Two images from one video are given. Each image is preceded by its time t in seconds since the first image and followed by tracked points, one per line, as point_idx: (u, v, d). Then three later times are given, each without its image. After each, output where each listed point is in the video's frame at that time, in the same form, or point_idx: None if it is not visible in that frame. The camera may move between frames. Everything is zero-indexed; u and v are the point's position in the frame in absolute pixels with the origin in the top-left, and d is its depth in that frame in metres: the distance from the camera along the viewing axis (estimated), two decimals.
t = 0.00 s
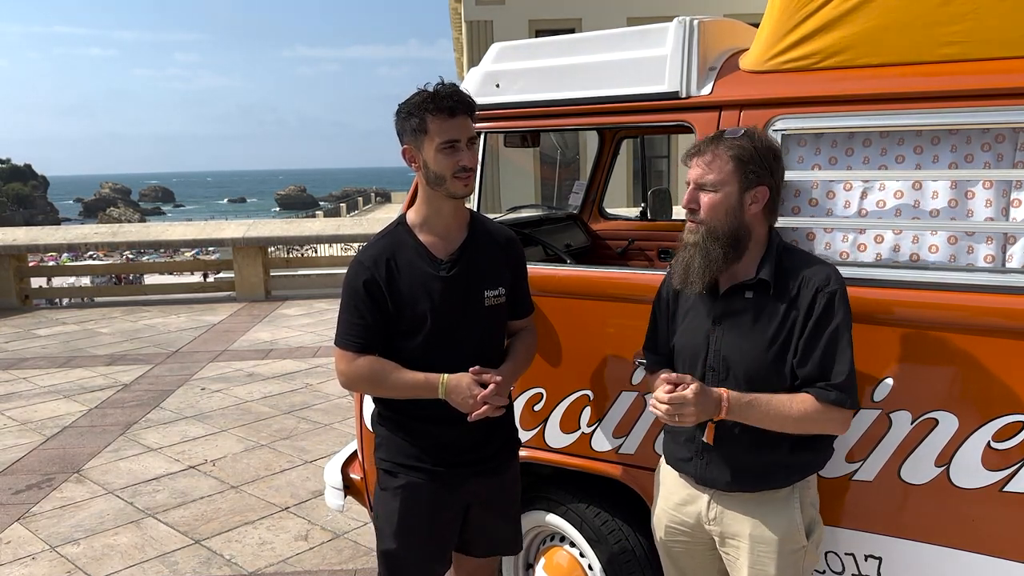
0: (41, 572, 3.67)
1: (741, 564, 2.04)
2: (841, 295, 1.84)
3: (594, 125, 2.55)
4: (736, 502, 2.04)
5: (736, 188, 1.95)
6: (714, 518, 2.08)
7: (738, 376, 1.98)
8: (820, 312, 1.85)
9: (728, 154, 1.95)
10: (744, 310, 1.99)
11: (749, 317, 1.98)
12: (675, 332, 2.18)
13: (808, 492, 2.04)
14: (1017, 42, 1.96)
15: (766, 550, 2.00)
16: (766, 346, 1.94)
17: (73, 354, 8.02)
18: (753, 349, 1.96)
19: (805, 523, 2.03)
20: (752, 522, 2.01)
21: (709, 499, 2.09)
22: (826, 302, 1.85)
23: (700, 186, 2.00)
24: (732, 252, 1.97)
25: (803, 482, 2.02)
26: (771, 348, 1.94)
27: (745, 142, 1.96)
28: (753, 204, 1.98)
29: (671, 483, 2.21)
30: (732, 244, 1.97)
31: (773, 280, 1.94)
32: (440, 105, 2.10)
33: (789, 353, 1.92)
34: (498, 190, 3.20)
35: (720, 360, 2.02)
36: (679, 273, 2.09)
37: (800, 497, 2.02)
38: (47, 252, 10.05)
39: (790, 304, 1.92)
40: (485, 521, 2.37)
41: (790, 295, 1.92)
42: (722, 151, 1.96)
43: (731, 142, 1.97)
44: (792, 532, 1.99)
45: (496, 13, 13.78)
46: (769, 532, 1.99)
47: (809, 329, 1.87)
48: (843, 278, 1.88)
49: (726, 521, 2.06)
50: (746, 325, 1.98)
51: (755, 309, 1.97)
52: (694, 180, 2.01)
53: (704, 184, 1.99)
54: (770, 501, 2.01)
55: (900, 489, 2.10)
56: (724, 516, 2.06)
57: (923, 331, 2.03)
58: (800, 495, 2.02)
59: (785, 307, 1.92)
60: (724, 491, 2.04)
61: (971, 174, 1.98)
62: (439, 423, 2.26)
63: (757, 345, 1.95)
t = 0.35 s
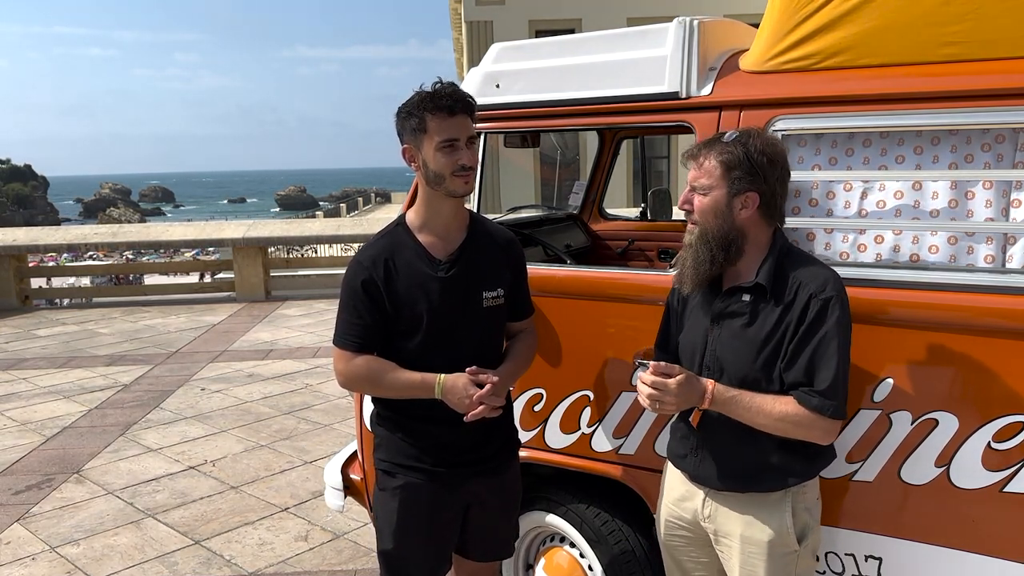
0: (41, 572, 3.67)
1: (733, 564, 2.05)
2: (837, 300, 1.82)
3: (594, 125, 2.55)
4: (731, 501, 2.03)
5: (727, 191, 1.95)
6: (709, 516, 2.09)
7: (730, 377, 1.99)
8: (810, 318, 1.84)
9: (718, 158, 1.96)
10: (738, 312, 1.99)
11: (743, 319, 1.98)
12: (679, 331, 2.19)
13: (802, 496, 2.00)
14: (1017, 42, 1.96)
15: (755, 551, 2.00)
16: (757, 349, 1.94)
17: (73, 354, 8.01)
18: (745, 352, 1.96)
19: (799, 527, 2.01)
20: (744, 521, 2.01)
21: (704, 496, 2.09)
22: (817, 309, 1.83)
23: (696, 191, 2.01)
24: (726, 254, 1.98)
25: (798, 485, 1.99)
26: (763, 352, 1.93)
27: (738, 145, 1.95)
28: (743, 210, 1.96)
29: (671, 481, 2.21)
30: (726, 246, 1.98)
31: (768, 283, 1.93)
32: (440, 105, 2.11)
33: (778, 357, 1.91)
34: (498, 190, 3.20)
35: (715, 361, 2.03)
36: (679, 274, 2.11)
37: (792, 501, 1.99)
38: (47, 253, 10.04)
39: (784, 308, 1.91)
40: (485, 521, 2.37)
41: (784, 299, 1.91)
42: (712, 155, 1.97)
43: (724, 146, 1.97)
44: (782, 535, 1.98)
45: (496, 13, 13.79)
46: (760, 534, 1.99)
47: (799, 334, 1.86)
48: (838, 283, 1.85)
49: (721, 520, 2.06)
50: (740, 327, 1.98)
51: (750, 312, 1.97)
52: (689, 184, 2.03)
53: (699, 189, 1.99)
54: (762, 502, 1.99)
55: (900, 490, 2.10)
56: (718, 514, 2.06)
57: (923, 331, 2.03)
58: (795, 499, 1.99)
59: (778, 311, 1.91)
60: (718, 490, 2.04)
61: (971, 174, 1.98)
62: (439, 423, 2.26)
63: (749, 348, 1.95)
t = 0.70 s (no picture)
0: (40, 573, 3.67)
1: (732, 563, 2.05)
2: (837, 304, 1.82)
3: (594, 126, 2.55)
4: (731, 502, 2.03)
5: (733, 193, 1.95)
6: (709, 516, 2.09)
7: (730, 379, 2.00)
8: (811, 321, 1.83)
9: (722, 160, 1.95)
10: (741, 314, 1.99)
11: (746, 321, 1.98)
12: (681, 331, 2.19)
13: (803, 499, 1.98)
14: (1017, 42, 1.96)
15: (754, 552, 1.99)
16: (758, 351, 1.94)
17: (73, 354, 8.01)
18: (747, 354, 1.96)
19: (798, 529, 1.99)
20: (744, 522, 2.01)
21: (704, 496, 2.10)
22: (818, 312, 1.83)
23: (698, 194, 2.00)
24: (733, 257, 1.97)
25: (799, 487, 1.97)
26: (764, 354, 1.93)
27: (741, 148, 1.94)
28: (752, 210, 1.96)
29: (671, 480, 2.21)
30: (732, 249, 1.97)
31: (769, 286, 1.93)
32: (444, 106, 2.10)
33: (779, 360, 1.91)
34: (498, 190, 3.20)
35: (716, 361, 2.04)
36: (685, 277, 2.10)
37: (791, 503, 1.97)
38: (47, 253, 10.03)
39: (785, 310, 1.90)
40: (485, 521, 2.37)
41: (786, 302, 1.91)
42: (717, 158, 1.96)
43: (727, 148, 1.96)
44: (781, 536, 1.97)
45: (496, 14, 13.79)
46: (760, 534, 1.98)
47: (799, 337, 1.86)
48: (840, 286, 1.84)
49: (722, 520, 2.06)
50: (743, 328, 1.98)
51: (752, 313, 1.97)
52: (693, 188, 2.02)
53: (702, 191, 1.99)
54: (763, 503, 1.98)
55: (900, 491, 2.09)
56: (718, 514, 2.06)
57: (923, 331, 2.02)
58: (795, 501, 1.97)
59: (780, 313, 1.91)
60: (717, 490, 2.05)
61: (971, 175, 1.98)
62: (438, 424, 2.26)
63: (750, 350, 1.96)
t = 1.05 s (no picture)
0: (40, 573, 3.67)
1: (744, 563, 2.04)
2: (843, 294, 1.85)
3: (594, 126, 2.55)
4: (738, 502, 2.04)
5: (740, 190, 1.96)
6: (716, 518, 2.08)
7: (739, 376, 1.99)
8: (820, 311, 1.86)
9: (728, 159, 1.95)
10: (745, 311, 1.99)
11: (751, 317, 1.98)
12: (676, 333, 2.17)
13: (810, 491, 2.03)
14: (1017, 43, 1.96)
15: (768, 549, 2.00)
16: (767, 345, 1.95)
17: (73, 355, 8.01)
18: (754, 349, 1.96)
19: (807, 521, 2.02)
20: (755, 521, 2.01)
21: (710, 500, 2.09)
22: (827, 302, 1.86)
23: (700, 195, 1.99)
24: (742, 254, 1.96)
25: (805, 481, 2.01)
26: (772, 348, 1.94)
27: (743, 146, 1.96)
28: (758, 206, 2.00)
29: (671, 485, 2.20)
30: (739, 247, 1.96)
31: (775, 280, 1.94)
32: (453, 109, 2.10)
33: (789, 352, 1.93)
34: (499, 191, 3.20)
35: (720, 360, 2.03)
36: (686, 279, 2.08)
37: (802, 497, 2.01)
38: (47, 254, 10.03)
39: (792, 303, 1.93)
40: (484, 522, 2.37)
41: (792, 295, 1.93)
42: (721, 157, 1.95)
43: (728, 148, 1.96)
44: (793, 531, 1.99)
45: (496, 15, 13.80)
46: (771, 532, 1.99)
47: (810, 329, 1.87)
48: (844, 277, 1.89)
49: (728, 522, 2.06)
50: (748, 325, 1.98)
51: (756, 310, 1.98)
52: (696, 191, 2.00)
53: (704, 192, 1.98)
54: (772, 499, 2.01)
55: (901, 491, 2.10)
56: (725, 516, 2.06)
57: (923, 332, 2.03)
58: (802, 494, 2.01)
59: (786, 307, 1.93)
60: (725, 491, 2.04)
61: (971, 176, 1.98)
62: (439, 424, 2.26)
63: (757, 345, 1.96)
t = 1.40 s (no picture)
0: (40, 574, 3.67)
1: (746, 563, 2.04)
2: (843, 294, 1.87)
3: (594, 126, 2.55)
4: (738, 503, 2.04)
5: (740, 187, 1.97)
6: (718, 519, 2.08)
7: (741, 376, 1.99)
8: (823, 310, 1.87)
9: (726, 155, 1.95)
10: (747, 311, 1.99)
11: (753, 317, 1.98)
12: (675, 333, 2.16)
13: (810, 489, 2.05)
14: (1017, 43, 1.96)
15: (771, 549, 2.00)
16: (769, 345, 1.95)
17: (73, 355, 8.00)
18: (757, 349, 1.96)
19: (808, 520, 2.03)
20: (757, 521, 2.01)
21: (711, 501, 2.09)
22: (829, 303, 1.87)
23: (700, 191, 1.99)
24: (743, 252, 1.96)
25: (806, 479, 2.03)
26: (774, 348, 1.94)
27: (740, 142, 1.97)
28: (757, 202, 2.00)
29: (671, 486, 2.20)
30: (740, 245, 1.96)
31: (777, 280, 1.94)
32: (454, 111, 2.10)
33: (791, 351, 1.93)
34: (499, 191, 3.20)
35: (722, 360, 2.03)
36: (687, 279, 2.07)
37: (803, 495, 2.02)
38: (46, 254, 10.02)
39: (794, 303, 1.93)
40: (484, 523, 2.37)
41: (793, 294, 1.93)
42: (720, 154, 1.96)
43: (726, 145, 1.97)
44: (796, 529, 1.99)
45: (496, 15, 13.80)
46: (773, 531, 1.99)
47: (814, 329, 1.88)
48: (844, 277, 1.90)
49: (729, 522, 2.06)
50: (749, 324, 1.98)
51: (758, 310, 1.97)
52: (695, 187, 2.00)
53: (704, 187, 1.98)
54: (773, 498, 2.01)
55: (900, 492, 2.09)
56: (727, 517, 2.06)
57: (923, 332, 2.03)
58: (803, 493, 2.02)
59: (788, 307, 1.94)
60: (725, 491, 2.04)
61: (971, 176, 1.98)
62: (440, 425, 2.27)
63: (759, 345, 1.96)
